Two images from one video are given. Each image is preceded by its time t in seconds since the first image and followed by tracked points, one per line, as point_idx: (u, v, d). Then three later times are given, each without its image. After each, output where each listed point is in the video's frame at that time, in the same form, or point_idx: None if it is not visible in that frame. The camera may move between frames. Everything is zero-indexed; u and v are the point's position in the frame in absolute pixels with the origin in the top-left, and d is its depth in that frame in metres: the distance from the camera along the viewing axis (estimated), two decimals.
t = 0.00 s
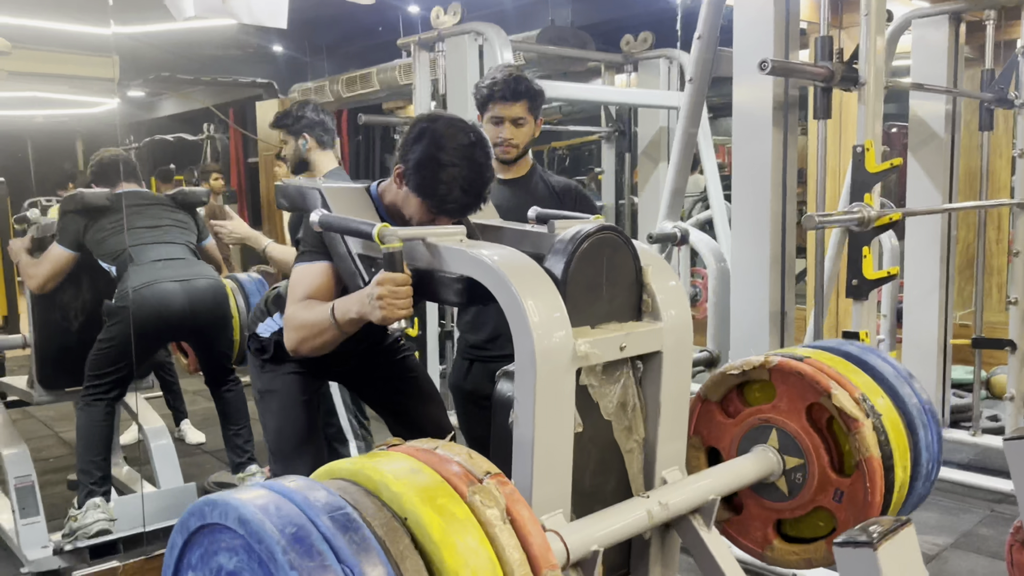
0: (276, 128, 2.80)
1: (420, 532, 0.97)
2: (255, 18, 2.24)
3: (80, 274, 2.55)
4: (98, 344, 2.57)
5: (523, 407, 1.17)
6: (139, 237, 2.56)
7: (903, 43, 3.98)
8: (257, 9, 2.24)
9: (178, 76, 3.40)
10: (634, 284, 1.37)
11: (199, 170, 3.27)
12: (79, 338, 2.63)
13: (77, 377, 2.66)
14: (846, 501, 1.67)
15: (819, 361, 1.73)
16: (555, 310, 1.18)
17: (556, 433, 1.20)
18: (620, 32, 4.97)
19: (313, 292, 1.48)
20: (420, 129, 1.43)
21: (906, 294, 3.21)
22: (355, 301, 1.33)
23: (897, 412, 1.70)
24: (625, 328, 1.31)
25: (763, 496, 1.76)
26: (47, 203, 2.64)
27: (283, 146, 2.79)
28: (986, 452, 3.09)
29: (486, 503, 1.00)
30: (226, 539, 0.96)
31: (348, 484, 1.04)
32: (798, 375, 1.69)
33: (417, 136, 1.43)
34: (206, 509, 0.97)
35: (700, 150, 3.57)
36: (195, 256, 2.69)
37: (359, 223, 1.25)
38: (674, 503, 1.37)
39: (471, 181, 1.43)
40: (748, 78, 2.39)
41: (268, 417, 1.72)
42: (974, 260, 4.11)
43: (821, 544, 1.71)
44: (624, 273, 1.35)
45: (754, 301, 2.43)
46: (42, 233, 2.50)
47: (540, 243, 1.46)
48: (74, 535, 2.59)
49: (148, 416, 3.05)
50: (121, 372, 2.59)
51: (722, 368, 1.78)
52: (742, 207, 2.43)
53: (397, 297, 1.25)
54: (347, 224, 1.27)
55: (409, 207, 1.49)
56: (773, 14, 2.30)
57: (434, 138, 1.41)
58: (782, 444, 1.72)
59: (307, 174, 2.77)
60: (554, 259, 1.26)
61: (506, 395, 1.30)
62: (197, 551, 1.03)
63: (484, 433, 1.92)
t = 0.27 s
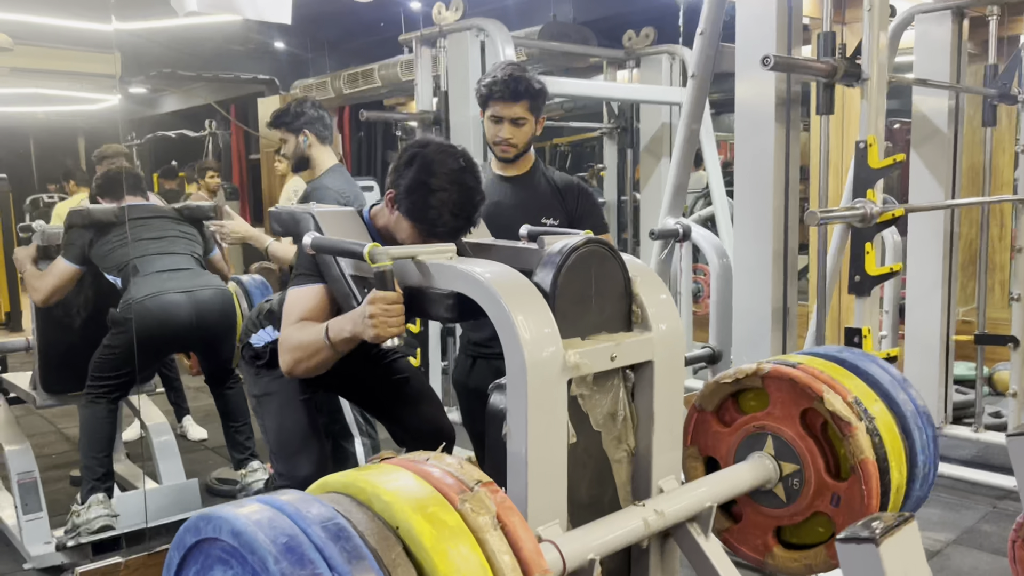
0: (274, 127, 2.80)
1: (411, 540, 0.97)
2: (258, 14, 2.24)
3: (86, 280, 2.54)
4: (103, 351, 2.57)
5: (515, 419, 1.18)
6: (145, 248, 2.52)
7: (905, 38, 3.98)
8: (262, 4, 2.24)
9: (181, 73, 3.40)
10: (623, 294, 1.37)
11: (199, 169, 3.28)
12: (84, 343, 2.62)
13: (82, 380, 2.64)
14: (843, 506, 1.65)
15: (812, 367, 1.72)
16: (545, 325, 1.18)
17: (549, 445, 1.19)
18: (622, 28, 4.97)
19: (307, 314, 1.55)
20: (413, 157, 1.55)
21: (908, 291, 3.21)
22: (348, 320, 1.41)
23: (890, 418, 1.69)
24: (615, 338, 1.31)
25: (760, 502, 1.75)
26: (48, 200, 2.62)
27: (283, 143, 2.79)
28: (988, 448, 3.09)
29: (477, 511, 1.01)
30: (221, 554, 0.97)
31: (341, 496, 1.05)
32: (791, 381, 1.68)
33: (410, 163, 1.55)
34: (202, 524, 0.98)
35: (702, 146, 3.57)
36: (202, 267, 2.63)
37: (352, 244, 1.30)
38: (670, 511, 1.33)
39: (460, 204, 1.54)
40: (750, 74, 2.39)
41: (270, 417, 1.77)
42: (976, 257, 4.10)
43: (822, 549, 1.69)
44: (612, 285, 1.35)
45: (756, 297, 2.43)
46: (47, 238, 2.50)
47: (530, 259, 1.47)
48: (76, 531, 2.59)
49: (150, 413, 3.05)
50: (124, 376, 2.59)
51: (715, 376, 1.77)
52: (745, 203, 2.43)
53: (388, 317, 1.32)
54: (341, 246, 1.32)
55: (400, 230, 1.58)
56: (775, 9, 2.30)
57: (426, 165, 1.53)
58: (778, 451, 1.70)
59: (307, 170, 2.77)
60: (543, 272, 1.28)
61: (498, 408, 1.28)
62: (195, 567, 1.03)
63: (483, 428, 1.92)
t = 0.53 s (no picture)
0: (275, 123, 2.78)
1: (408, 544, 0.97)
2: (261, 11, 2.25)
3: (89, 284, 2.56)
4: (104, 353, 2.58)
5: (511, 423, 1.17)
6: (149, 252, 2.57)
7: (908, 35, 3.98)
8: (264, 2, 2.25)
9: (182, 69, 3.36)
10: (618, 299, 1.37)
11: (199, 165, 3.20)
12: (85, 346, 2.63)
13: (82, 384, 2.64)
14: (842, 507, 1.64)
15: (809, 370, 1.72)
16: (541, 332, 1.18)
17: (545, 448, 1.19)
18: (623, 24, 4.96)
19: (305, 325, 1.55)
20: (409, 171, 1.55)
21: (911, 287, 3.20)
22: (345, 330, 1.41)
23: (888, 419, 1.69)
24: (610, 343, 1.31)
25: (759, 505, 1.75)
26: (50, 197, 2.60)
27: (285, 139, 2.76)
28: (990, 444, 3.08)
29: (472, 513, 1.01)
30: (219, 561, 0.97)
31: (339, 501, 1.05)
32: (788, 384, 1.68)
33: (406, 178, 1.55)
34: (200, 531, 0.98)
35: (704, 142, 3.57)
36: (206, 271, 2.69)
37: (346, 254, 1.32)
38: (668, 514, 1.33)
39: (456, 217, 1.55)
40: (752, 70, 2.38)
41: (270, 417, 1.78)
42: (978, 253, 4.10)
43: (822, 551, 1.68)
44: (607, 291, 1.35)
45: (759, 293, 2.42)
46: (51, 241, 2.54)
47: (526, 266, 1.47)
48: (78, 527, 2.60)
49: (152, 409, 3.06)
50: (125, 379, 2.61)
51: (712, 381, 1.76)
52: (746, 200, 2.43)
53: (383, 325, 1.34)
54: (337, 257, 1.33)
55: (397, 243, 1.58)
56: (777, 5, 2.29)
57: (422, 180, 1.53)
58: (776, 453, 1.70)
59: (310, 167, 2.76)
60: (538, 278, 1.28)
61: (495, 414, 1.30)
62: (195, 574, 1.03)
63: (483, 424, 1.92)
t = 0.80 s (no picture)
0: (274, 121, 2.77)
1: (405, 544, 0.97)
2: (261, 7, 2.25)
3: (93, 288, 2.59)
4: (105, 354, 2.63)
5: (509, 425, 1.17)
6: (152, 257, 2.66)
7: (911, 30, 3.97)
8: None
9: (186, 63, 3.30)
10: (614, 301, 1.38)
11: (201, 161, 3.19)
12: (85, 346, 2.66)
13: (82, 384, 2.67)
14: (842, 507, 1.64)
15: (808, 370, 1.72)
16: (538, 337, 1.19)
17: (543, 450, 1.19)
18: (625, 20, 4.95)
19: (303, 331, 1.55)
20: (403, 179, 1.55)
21: (913, 284, 3.20)
22: (343, 335, 1.42)
23: (888, 419, 1.69)
24: (607, 345, 1.31)
25: (760, 506, 1.74)
26: (53, 194, 2.52)
27: (285, 136, 2.74)
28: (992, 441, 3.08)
29: (469, 514, 1.00)
30: (216, 566, 0.97)
31: (336, 505, 1.05)
32: (786, 384, 1.68)
33: (400, 185, 1.55)
34: (197, 536, 0.98)
35: (706, 139, 3.56)
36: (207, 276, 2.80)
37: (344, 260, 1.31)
38: (668, 515, 1.33)
39: (452, 221, 1.54)
40: (755, 66, 2.37)
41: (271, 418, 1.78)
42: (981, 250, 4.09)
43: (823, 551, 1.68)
44: (602, 294, 1.36)
45: (761, 290, 2.42)
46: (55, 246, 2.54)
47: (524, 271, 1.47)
48: (80, 523, 2.61)
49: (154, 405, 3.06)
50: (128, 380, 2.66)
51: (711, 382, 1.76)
52: (748, 197, 2.42)
53: (381, 329, 1.34)
54: (333, 263, 1.33)
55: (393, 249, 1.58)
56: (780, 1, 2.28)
57: (416, 186, 1.53)
58: (775, 454, 1.70)
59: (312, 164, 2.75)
60: (534, 280, 1.28)
61: (491, 417, 1.27)
62: None
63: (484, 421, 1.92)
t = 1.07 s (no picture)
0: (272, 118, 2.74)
1: (402, 544, 0.97)
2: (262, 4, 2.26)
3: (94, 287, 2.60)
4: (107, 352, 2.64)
5: (507, 425, 1.17)
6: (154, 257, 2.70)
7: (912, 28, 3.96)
8: None
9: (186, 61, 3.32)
10: (612, 301, 1.38)
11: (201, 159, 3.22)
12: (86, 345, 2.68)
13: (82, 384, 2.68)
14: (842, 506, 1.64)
15: (807, 370, 1.72)
16: (537, 339, 1.19)
17: (542, 450, 1.19)
18: (626, 16, 4.93)
19: (303, 334, 1.55)
20: (399, 181, 1.55)
21: (914, 281, 3.19)
22: (341, 337, 1.42)
23: (887, 418, 1.69)
24: (605, 345, 1.31)
25: (760, 506, 1.74)
26: (54, 192, 2.45)
27: (284, 135, 2.70)
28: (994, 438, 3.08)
29: (467, 513, 1.00)
30: (215, 567, 0.97)
31: (335, 506, 1.05)
32: (785, 383, 1.68)
33: (397, 187, 1.55)
34: (196, 536, 0.98)
35: (708, 135, 3.55)
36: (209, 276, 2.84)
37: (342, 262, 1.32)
38: (667, 515, 1.32)
39: (450, 223, 1.54)
40: (756, 62, 2.37)
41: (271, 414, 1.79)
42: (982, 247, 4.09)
43: (823, 551, 1.68)
44: (600, 294, 1.36)
45: (762, 287, 2.42)
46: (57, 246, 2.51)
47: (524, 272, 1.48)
48: (82, 520, 2.62)
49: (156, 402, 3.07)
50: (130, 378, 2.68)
51: (710, 381, 1.77)
52: (749, 195, 2.42)
53: (379, 332, 1.35)
54: (331, 264, 1.33)
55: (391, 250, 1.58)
56: None
57: (413, 188, 1.53)
58: (775, 453, 1.70)
59: (312, 162, 2.74)
60: (532, 280, 1.28)
61: (491, 417, 1.27)
62: None
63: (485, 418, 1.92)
